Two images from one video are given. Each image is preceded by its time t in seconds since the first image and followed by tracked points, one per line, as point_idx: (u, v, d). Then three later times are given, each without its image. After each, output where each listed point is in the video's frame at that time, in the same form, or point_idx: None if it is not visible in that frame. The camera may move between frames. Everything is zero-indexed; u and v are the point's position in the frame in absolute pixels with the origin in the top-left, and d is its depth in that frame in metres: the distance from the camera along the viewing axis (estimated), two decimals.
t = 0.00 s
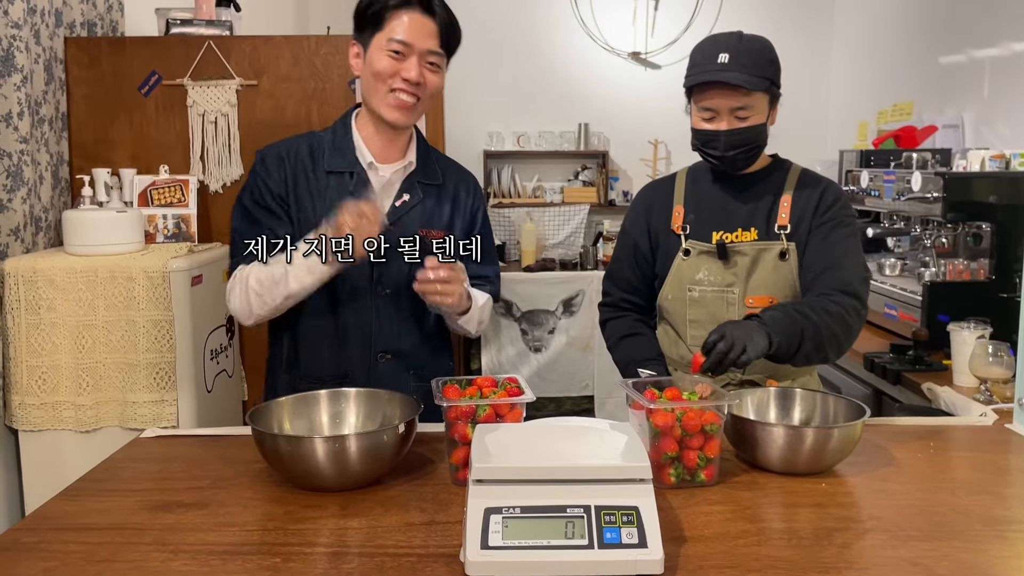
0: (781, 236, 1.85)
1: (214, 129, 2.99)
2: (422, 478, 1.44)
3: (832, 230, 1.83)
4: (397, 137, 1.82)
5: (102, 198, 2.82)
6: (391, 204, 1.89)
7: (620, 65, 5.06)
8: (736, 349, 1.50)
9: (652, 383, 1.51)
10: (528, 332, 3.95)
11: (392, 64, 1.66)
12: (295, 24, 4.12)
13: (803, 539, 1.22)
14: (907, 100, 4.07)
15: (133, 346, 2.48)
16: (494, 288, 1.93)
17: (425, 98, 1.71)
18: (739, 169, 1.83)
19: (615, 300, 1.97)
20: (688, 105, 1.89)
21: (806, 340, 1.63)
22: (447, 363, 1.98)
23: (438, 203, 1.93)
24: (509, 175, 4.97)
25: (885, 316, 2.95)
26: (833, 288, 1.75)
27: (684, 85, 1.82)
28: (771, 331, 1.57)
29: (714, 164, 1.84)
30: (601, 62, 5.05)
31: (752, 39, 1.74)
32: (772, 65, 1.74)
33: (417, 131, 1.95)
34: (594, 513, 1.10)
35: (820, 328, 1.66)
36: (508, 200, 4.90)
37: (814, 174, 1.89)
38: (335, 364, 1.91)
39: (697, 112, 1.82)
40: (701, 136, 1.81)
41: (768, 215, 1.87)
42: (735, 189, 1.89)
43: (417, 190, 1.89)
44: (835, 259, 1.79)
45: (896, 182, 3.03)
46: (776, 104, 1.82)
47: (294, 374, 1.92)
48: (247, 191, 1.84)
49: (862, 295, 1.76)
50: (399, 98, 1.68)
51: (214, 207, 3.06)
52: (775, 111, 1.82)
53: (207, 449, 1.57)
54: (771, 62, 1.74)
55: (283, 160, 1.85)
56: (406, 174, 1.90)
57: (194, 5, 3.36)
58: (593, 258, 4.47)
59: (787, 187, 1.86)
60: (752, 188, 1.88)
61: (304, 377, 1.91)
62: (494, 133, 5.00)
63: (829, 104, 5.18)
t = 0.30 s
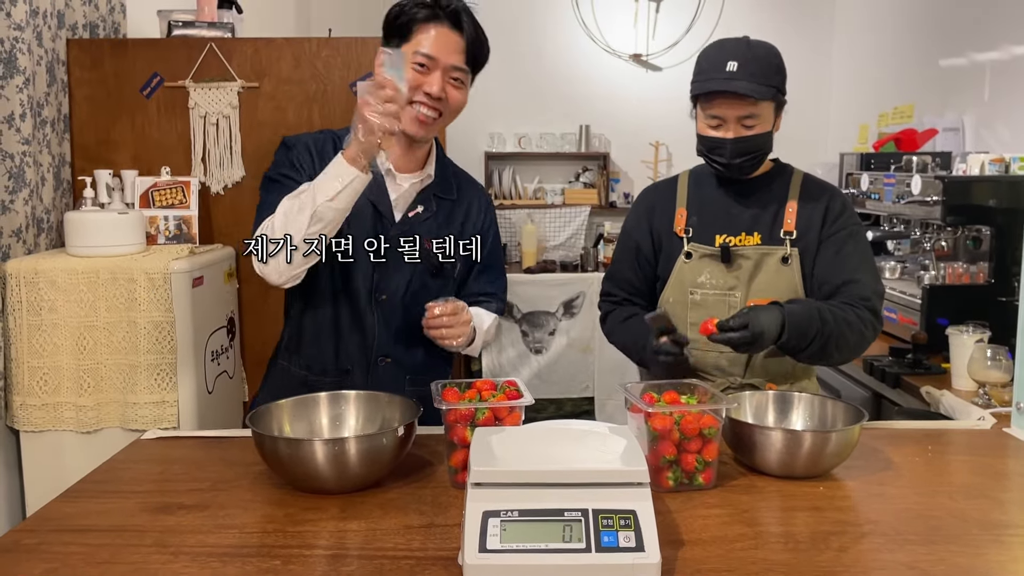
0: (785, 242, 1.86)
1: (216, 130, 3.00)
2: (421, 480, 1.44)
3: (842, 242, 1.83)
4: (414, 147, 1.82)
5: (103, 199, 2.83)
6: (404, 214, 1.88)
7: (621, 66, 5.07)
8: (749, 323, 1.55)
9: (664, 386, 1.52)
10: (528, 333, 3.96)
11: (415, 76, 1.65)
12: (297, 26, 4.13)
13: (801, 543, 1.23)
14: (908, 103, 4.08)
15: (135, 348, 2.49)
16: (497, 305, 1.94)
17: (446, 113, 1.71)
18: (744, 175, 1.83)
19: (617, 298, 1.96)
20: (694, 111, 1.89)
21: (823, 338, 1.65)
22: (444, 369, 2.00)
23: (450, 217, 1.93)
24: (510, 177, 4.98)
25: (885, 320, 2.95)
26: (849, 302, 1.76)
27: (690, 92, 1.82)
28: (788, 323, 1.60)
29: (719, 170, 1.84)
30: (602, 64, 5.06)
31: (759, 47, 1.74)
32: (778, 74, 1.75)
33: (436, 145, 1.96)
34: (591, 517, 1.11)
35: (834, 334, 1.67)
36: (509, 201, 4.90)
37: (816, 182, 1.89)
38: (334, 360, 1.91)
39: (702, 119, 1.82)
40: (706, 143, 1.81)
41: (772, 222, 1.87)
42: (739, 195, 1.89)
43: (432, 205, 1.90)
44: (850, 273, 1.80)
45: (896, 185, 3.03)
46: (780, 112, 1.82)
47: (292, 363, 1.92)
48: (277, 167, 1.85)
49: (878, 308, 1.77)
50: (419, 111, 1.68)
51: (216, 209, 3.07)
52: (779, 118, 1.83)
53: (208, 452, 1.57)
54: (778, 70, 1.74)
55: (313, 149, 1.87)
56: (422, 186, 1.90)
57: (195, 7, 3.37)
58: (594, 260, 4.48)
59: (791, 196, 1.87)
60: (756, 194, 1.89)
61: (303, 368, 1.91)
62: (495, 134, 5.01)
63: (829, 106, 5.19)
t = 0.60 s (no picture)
0: (789, 242, 1.86)
1: (216, 129, 3.00)
2: (420, 479, 1.44)
3: (848, 247, 1.83)
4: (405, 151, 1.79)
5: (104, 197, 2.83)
6: (395, 210, 1.84)
7: (623, 66, 5.06)
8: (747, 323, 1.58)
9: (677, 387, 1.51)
10: (529, 332, 3.95)
11: (421, 108, 1.61)
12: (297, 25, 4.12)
13: (800, 542, 1.22)
14: (909, 103, 4.07)
15: (134, 346, 2.49)
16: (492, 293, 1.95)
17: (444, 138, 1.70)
18: (750, 177, 1.82)
19: (622, 294, 1.92)
20: (701, 112, 1.89)
21: (821, 340, 1.68)
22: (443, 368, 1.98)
23: (440, 208, 1.90)
24: (511, 176, 4.98)
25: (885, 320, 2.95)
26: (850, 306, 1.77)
27: (698, 93, 1.81)
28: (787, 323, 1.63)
29: (724, 172, 1.83)
30: (603, 63, 5.05)
31: (770, 49, 1.74)
32: (787, 78, 1.75)
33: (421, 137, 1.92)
34: (589, 515, 1.11)
35: (833, 334, 1.70)
36: (509, 201, 4.90)
37: (818, 184, 1.89)
38: (334, 366, 1.85)
39: (710, 120, 1.81)
40: (713, 144, 1.81)
41: (775, 222, 1.87)
42: (743, 195, 1.89)
43: (421, 198, 1.86)
44: (853, 279, 1.81)
45: (897, 185, 3.03)
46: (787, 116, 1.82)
47: (292, 374, 1.85)
48: (246, 190, 1.75)
49: (880, 313, 1.79)
50: (419, 137, 1.67)
51: (216, 207, 3.07)
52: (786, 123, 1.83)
53: (207, 450, 1.57)
54: (787, 74, 1.74)
55: (288, 160, 1.78)
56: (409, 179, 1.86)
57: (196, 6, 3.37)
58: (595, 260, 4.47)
59: (795, 197, 1.87)
60: (761, 194, 1.88)
61: (302, 377, 1.85)
62: (496, 134, 5.01)
63: (831, 106, 5.18)
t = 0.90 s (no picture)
0: (787, 250, 1.87)
1: (222, 134, 3.02)
2: (420, 486, 1.45)
3: (848, 256, 1.84)
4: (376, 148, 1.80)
5: (111, 201, 2.85)
6: (374, 210, 1.84)
7: (628, 70, 5.07)
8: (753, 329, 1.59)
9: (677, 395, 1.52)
10: (533, 336, 3.96)
11: (377, 100, 1.63)
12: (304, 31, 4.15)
13: (797, 551, 1.23)
14: (914, 108, 4.07)
15: (140, 350, 2.51)
16: (491, 280, 1.92)
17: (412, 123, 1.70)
18: (748, 186, 1.83)
19: (619, 301, 1.93)
20: (700, 121, 1.89)
21: (823, 347, 1.69)
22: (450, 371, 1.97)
23: (423, 200, 1.89)
24: (516, 180, 4.99)
25: (889, 327, 2.95)
26: (853, 314, 1.78)
27: (697, 103, 1.82)
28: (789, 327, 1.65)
29: (723, 181, 1.84)
30: (609, 68, 5.06)
31: (768, 58, 1.75)
32: (788, 89, 1.76)
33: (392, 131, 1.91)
34: (587, 524, 1.12)
35: (838, 341, 1.71)
36: (514, 205, 4.91)
37: (816, 190, 1.90)
38: (337, 377, 1.86)
39: (708, 129, 1.81)
40: (712, 154, 1.81)
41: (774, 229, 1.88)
42: (742, 203, 1.89)
43: (399, 193, 1.85)
44: (854, 288, 1.82)
45: (900, 192, 3.03)
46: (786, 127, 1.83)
47: (298, 389, 1.87)
48: (226, 230, 1.81)
49: (881, 320, 1.80)
50: (386, 130, 1.68)
51: (221, 212, 3.09)
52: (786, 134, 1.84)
53: (210, 455, 1.58)
54: (787, 84, 1.75)
55: (261, 187, 1.81)
56: (384, 178, 1.87)
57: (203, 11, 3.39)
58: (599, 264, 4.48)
59: (793, 206, 1.87)
60: (759, 203, 1.88)
61: (308, 391, 1.87)
62: (501, 138, 5.03)
63: (836, 111, 5.18)
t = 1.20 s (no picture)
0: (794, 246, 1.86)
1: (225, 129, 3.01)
2: (425, 482, 1.44)
3: (855, 254, 1.82)
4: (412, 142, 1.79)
5: (113, 197, 2.84)
6: (403, 206, 1.83)
7: (632, 67, 5.05)
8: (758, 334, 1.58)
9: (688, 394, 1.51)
10: (536, 333, 3.95)
11: (421, 97, 1.61)
12: (308, 26, 4.13)
13: (806, 549, 1.22)
14: (920, 104, 4.05)
15: (143, 346, 2.50)
16: (517, 285, 1.90)
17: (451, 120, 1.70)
18: (756, 175, 1.82)
19: (624, 299, 1.91)
20: (706, 110, 1.87)
21: (830, 348, 1.68)
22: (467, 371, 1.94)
23: (452, 200, 1.87)
24: (520, 177, 4.97)
25: (895, 324, 2.93)
26: (862, 313, 1.77)
27: (706, 87, 1.80)
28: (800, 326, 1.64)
29: (733, 170, 1.82)
30: (613, 65, 5.05)
31: (778, 45, 1.74)
32: (796, 73, 1.75)
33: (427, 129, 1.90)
34: (594, 521, 1.10)
35: (845, 343, 1.70)
36: (518, 202, 4.89)
37: (821, 185, 1.89)
38: (350, 368, 1.85)
39: (718, 114, 1.80)
40: (721, 140, 1.79)
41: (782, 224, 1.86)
42: (751, 198, 1.87)
43: (429, 190, 1.84)
44: (863, 286, 1.80)
45: (907, 188, 3.01)
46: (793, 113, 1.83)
47: (313, 377, 1.87)
48: (257, 213, 1.80)
49: (889, 319, 1.79)
50: (426, 126, 1.67)
51: (225, 208, 3.07)
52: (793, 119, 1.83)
53: (213, 451, 1.58)
54: (796, 69, 1.74)
55: (293, 173, 1.81)
56: (416, 175, 1.85)
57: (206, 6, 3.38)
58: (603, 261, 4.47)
59: (800, 201, 1.86)
60: (767, 198, 1.87)
61: (322, 380, 1.86)
62: (505, 134, 5.01)
63: (841, 108, 5.16)
